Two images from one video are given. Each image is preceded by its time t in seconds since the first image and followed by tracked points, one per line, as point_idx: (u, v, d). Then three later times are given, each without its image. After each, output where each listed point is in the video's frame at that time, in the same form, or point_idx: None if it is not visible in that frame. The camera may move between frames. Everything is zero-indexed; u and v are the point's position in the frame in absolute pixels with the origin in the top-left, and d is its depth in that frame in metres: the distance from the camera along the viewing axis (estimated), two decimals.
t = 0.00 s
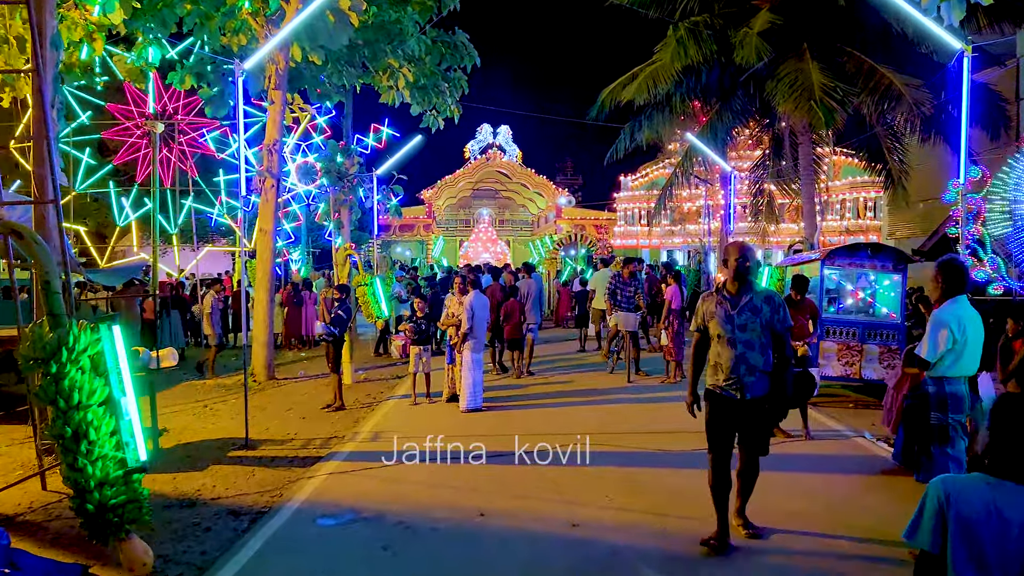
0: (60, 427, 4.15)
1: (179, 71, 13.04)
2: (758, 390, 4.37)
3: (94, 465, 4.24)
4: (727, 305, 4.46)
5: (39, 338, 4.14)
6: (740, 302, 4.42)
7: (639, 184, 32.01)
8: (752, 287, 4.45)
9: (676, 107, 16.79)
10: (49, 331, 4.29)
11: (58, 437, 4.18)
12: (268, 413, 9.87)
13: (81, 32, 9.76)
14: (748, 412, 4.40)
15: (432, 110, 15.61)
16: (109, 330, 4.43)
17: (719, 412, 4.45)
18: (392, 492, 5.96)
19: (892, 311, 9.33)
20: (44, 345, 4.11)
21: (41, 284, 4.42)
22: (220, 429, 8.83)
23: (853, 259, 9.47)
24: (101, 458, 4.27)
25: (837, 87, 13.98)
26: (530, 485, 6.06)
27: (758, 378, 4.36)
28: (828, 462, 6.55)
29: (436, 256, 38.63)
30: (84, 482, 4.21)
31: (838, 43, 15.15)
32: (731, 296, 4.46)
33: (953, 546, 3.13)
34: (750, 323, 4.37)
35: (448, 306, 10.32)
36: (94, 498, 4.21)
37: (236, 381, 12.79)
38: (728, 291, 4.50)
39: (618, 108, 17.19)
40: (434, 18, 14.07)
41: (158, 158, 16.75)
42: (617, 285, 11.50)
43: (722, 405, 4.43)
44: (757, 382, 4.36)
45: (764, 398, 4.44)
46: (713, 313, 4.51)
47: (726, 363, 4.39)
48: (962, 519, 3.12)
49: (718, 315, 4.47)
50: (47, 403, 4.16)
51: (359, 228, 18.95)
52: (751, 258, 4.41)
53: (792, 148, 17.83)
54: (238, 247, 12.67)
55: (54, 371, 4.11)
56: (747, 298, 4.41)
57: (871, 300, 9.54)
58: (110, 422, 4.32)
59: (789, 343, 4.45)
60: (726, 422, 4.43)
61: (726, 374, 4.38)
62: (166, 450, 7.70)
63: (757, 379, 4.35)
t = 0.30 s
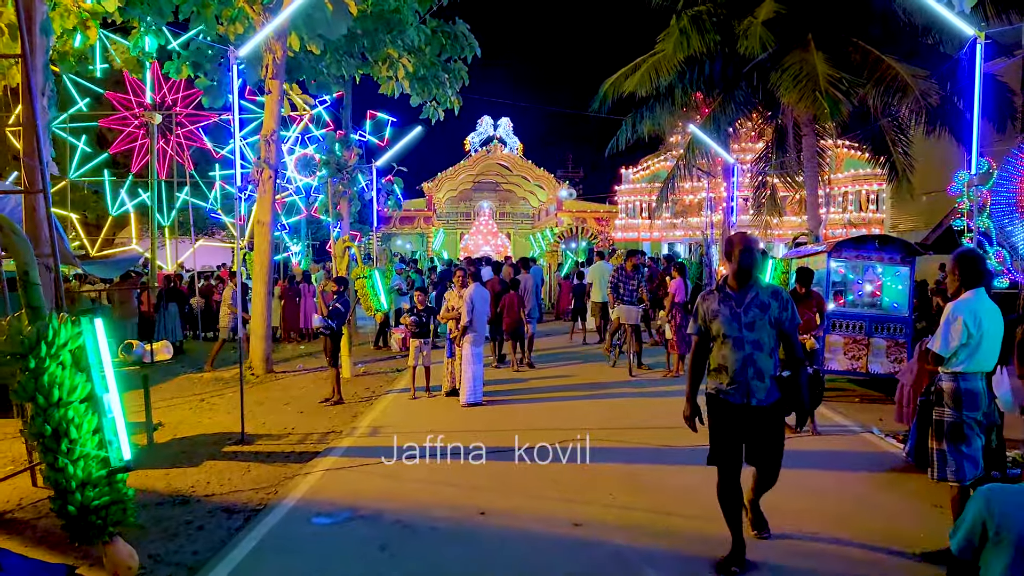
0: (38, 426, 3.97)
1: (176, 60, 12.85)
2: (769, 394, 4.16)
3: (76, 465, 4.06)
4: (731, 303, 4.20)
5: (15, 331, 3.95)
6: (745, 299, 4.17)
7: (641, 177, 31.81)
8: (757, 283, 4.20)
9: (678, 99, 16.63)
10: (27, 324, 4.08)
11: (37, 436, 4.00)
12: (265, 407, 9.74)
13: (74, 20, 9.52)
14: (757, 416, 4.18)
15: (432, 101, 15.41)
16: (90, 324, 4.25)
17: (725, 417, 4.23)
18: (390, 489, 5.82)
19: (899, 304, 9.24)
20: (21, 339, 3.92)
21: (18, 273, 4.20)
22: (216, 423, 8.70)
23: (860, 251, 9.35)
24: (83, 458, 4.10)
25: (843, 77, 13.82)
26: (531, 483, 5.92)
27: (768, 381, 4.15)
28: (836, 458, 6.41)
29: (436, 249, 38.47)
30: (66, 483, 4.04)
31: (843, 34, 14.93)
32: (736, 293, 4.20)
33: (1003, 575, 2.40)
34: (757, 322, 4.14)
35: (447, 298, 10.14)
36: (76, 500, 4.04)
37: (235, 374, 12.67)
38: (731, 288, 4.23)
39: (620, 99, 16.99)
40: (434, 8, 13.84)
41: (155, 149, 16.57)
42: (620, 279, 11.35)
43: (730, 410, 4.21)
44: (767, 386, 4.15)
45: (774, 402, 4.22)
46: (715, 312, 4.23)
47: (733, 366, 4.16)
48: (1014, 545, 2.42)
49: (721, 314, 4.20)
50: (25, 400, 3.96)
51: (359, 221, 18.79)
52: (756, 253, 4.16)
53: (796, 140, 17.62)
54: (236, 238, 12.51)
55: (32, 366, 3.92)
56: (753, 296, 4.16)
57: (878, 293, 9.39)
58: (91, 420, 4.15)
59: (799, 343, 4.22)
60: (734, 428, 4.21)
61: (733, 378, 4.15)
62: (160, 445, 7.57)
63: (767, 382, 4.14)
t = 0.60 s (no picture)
0: (11, 429, 4.04)
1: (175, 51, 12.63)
2: (783, 398, 3.91)
3: (49, 472, 4.09)
4: (743, 299, 3.96)
5: None
6: (758, 295, 3.94)
7: (645, 172, 31.55)
8: (770, 278, 3.98)
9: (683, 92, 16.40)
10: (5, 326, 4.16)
11: (12, 440, 4.08)
12: (263, 404, 9.56)
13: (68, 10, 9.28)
14: (769, 422, 3.93)
15: (434, 94, 15.17)
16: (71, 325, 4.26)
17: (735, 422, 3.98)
18: (388, 491, 5.65)
19: (911, 300, 9.03)
20: None
21: None
22: (212, 422, 8.53)
23: (871, 246, 9.13)
24: (57, 464, 4.12)
25: (852, 70, 13.62)
26: (535, 486, 5.73)
27: (781, 384, 3.91)
28: (849, 460, 6.20)
29: (440, 244, 38.27)
30: (38, 490, 4.08)
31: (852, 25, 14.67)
32: (747, 288, 3.96)
33: None
34: (771, 320, 3.92)
35: (448, 294, 9.96)
36: (48, 508, 4.07)
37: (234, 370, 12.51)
38: (741, 283, 3.98)
39: (625, 93, 16.74)
40: None
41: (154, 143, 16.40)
42: (626, 274, 11.13)
43: (740, 415, 3.96)
44: (781, 389, 3.91)
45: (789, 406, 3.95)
46: (727, 309, 3.96)
47: (744, 368, 3.93)
48: None
49: (732, 311, 3.95)
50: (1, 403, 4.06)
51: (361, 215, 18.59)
52: (768, 247, 3.96)
53: (803, 134, 17.35)
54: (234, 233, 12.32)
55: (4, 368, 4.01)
56: (766, 291, 3.94)
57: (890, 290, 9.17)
58: (66, 424, 4.16)
59: (816, 343, 3.97)
60: (745, 434, 3.96)
61: (744, 379, 3.91)
62: (154, 445, 7.41)
63: (780, 385, 3.90)
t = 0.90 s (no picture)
0: None
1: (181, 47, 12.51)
2: (818, 429, 3.23)
3: (28, 485, 3.74)
4: (772, 314, 3.26)
5: None
6: (789, 311, 3.24)
7: (654, 171, 31.32)
8: (804, 290, 3.27)
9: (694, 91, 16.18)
10: None
11: None
12: (265, 406, 9.41)
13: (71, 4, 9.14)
14: (803, 457, 3.26)
15: (442, 92, 15.02)
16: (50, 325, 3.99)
17: (762, 456, 3.33)
18: (389, 499, 5.48)
19: (930, 305, 8.81)
20: None
21: None
22: (212, 424, 8.38)
23: (889, 249, 8.90)
24: (37, 477, 3.78)
25: (866, 68, 13.39)
26: (541, 496, 5.55)
27: (817, 414, 3.23)
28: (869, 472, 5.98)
29: (447, 243, 38.15)
30: (16, 504, 3.71)
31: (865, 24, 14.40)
32: (776, 302, 3.27)
33: None
34: (806, 341, 3.21)
35: (455, 295, 9.81)
36: (27, 525, 3.70)
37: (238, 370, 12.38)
38: (770, 295, 3.28)
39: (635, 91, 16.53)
40: None
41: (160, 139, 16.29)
42: (636, 276, 10.95)
43: (768, 449, 3.31)
44: (816, 421, 3.23)
45: (828, 440, 3.26)
46: (752, 326, 3.28)
47: (773, 394, 3.26)
48: None
49: (758, 329, 3.27)
50: None
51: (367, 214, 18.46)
52: (803, 253, 3.25)
53: (816, 135, 17.10)
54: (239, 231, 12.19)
55: None
56: (799, 307, 3.23)
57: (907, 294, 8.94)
58: (48, 433, 3.84)
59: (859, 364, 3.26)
60: (774, 471, 3.31)
61: (771, 407, 3.26)
62: (153, 447, 7.27)
63: (814, 414, 3.22)
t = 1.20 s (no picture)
0: None
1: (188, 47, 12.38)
2: (869, 450, 2.93)
3: (11, 502, 3.56)
4: (814, 321, 2.98)
5: None
6: (834, 318, 2.93)
7: (664, 176, 31.07)
8: (855, 295, 2.96)
9: (706, 92, 15.91)
10: None
11: None
12: (270, 411, 9.24)
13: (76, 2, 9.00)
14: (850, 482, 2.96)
15: (451, 94, 14.83)
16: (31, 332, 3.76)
17: (803, 480, 3.05)
18: (396, 511, 5.28)
19: (952, 311, 8.54)
20: None
21: None
22: (216, 429, 8.21)
23: (910, 254, 8.62)
24: (19, 493, 3.60)
25: (882, 71, 13.06)
26: (553, 508, 5.34)
27: (867, 435, 2.93)
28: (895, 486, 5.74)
29: (456, 247, 38.00)
30: None
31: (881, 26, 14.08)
32: (820, 308, 2.97)
33: None
34: (853, 353, 2.90)
35: (462, 299, 9.62)
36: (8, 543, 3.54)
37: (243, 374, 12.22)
38: (814, 301, 2.99)
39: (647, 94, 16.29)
40: None
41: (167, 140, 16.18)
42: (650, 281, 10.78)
43: (809, 472, 3.02)
44: (865, 442, 2.93)
45: (880, 463, 2.96)
46: (791, 334, 3.02)
47: (818, 411, 2.97)
48: None
49: (798, 338, 3.00)
50: None
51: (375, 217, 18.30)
52: (850, 252, 2.96)
53: (830, 138, 16.80)
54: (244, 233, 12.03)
55: None
56: (846, 315, 2.91)
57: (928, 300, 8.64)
58: (30, 447, 3.66)
59: (919, 380, 2.93)
60: (816, 496, 3.02)
61: (813, 425, 2.98)
62: (154, 454, 7.11)
63: (864, 435, 2.92)
